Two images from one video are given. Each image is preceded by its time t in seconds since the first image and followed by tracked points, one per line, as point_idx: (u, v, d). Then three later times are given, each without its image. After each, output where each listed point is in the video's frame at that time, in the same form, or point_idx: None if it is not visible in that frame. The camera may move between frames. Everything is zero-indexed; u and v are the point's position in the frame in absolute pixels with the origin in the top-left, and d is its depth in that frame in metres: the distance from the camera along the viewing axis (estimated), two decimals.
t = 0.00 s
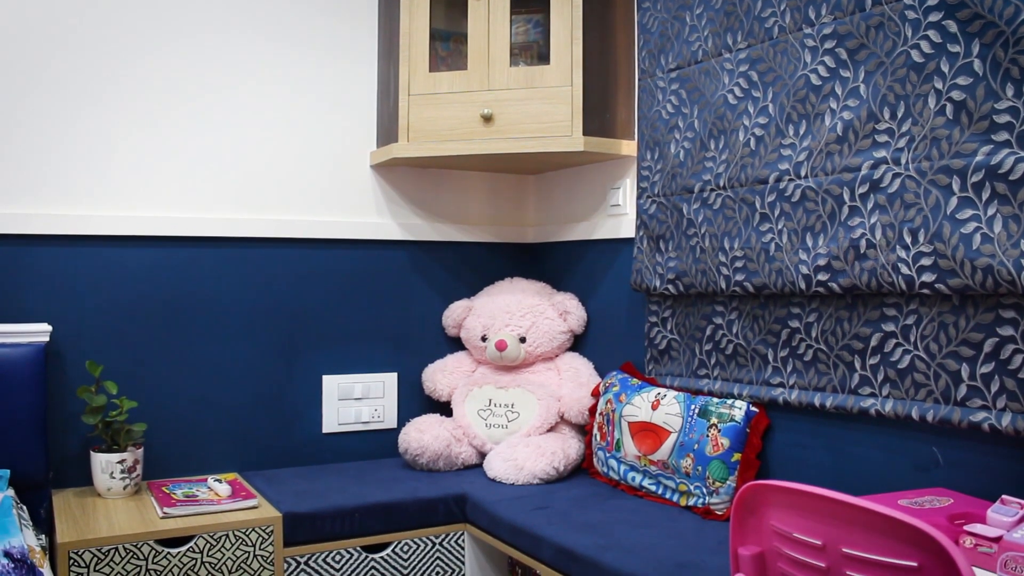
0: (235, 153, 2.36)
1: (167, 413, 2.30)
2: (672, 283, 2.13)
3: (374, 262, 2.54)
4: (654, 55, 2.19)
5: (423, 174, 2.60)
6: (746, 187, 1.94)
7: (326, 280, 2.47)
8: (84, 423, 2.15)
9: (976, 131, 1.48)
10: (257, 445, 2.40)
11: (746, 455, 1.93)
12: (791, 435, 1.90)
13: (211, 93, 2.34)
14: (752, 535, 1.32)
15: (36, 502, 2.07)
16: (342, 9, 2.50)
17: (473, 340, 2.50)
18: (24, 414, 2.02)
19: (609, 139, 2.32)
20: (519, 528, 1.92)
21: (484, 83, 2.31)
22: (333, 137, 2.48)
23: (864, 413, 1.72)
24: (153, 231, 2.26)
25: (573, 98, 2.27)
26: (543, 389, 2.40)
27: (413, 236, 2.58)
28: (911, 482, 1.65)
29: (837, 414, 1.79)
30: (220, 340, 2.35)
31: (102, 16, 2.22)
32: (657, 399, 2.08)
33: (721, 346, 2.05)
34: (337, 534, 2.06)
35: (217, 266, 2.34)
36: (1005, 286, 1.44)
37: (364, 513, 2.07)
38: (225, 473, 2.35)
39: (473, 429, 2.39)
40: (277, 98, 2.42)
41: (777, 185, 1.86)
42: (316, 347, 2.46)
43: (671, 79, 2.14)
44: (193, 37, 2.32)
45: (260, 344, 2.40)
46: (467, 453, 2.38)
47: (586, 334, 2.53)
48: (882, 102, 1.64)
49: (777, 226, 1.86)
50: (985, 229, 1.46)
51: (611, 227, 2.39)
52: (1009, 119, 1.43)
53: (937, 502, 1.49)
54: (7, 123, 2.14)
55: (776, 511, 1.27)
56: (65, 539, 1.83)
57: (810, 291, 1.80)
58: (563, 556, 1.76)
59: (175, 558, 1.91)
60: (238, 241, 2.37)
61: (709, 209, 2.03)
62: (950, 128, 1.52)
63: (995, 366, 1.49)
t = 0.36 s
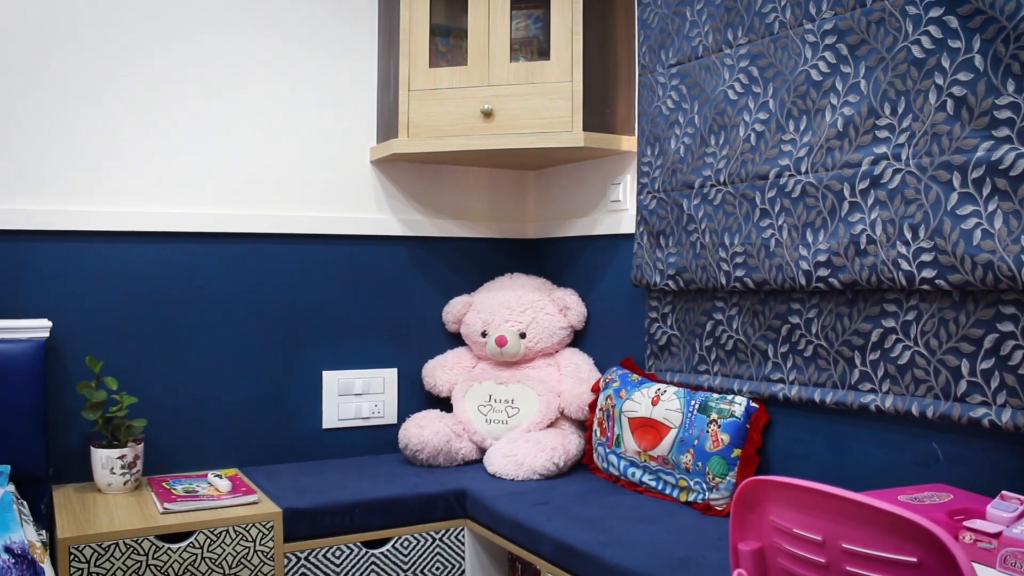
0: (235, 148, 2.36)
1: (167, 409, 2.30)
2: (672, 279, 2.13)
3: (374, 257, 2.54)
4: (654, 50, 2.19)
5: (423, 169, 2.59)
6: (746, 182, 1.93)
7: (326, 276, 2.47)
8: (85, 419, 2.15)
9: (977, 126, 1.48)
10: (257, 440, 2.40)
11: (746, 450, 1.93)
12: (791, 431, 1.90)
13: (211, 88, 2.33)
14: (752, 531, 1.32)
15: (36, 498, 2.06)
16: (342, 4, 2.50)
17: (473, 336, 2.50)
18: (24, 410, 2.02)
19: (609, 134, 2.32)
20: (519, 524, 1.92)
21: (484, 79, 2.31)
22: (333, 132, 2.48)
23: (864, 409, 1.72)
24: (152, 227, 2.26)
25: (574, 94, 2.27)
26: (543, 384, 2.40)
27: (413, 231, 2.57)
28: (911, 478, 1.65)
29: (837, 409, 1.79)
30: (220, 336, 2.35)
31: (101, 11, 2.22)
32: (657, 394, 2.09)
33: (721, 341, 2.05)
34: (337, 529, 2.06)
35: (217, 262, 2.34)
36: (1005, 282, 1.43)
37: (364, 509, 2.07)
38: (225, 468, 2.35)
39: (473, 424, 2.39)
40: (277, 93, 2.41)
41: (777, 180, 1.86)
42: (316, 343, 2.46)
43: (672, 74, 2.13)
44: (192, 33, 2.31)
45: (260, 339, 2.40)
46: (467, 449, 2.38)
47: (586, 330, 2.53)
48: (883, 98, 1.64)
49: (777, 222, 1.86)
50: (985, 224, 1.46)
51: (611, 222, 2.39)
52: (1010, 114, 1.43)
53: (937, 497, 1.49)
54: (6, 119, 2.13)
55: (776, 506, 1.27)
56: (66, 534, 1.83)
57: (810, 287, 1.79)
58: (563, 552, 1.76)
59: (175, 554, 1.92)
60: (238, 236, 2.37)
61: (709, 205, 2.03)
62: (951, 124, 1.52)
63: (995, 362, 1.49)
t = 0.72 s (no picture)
0: (234, 143, 2.36)
1: (167, 404, 2.30)
2: (672, 275, 2.13)
3: (374, 253, 2.53)
4: (655, 46, 2.19)
5: (423, 165, 2.59)
6: (746, 178, 1.93)
7: (326, 271, 2.47)
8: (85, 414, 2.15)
9: (977, 122, 1.48)
10: (257, 436, 2.40)
11: (746, 446, 1.93)
12: (791, 426, 1.90)
13: (210, 83, 2.33)
14: (752, 526, 1.32)
15: (37, 493, 2.08)
16: None
17: (473, 331, 2.50)
18: (24, 405, 2.02)
19: (609, 130, 2.31)
20: (519, 519, 1.92)
21: (484, 74, 2.30)
22: (333, 127, 2.48)
23: (864, 405, 1.72)
24: (152, 222, 2.26)
25: (574, 89, 2.27)
26: (543, 380, 2.40)
27: (413, 227, 2.57)
28: (911, 473, 1.66)
29: (837, 405, 1.79)
30: (220, 331, 2.35)
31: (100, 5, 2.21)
32: (657, 389, 2.09)
33: (721, 337, 2.05)
34: (337, 524, 2.06)
35: (217, 257, 2.34)
36: (1006, 278, 1.43)
37: (364, 504, 2.07)
38: (225, 463, 2.35)
39: (473, 420, 2.39)
40: (277, 88, 2.41)
41: (777, 175, 1.86)
42: (316, 338, 2.46)
43: (672, 69, 2.13)
44: (192, 28, 2.31)
45: (260, 334, 2.40)
46: (467, 444, 2.38)
47: (586, 325, 2.53)
48: (884, 93, 1.64)
49: (777, 217, 1.86)
50: (986, 220, 1.46)
51: (611, 218, 2.39)
52: (1011, 110, 1.42)
53: (937, 493, 1.49)
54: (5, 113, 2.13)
55: (776, 501, 1.27)
56: (66, 529, 1.83)
57: (810, 282, 1.79)
58: (564, 547, 1.76)
59: (175, 549, 1.92)
60: (238, 232, 2.36)
61: (709, 201, 2.03)
62: (952, 119, 1.52)
63: (995, 358, 1.49)
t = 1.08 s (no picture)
0: (234, 138, 2.36)
1: (167, 399, 2.30)
2: (672, 270, 2.13)
3: (374, 248, 2.53)
4: (655, 40, 2.18)
5: (423, 160, 2.59)
6: (747, 173, 1.93)
7: (325, 266, 2.47)
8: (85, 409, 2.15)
9: (978, 117, 1.48)
10: (257, 431, 2.40)
11: (746, 441, 1.93)
12: (791, 421, 1.90)
13: (210, 78, 2.33)
14: (752, 521, 1.32)
15: (37, 489, 2.07)
16: None
17: (473, 326, 2.50)
18: (24, 400, 2.02)
19: (609, 125, 2.31)
20: (519, 514, 1.92)
21: (484, 69, 2.30)
22: (332, 122, 2.47)
23: (864, 400, 1.72)
24: (151, 217, 2.25)
25: (574, 84, 2.26)
26: (543, 375, 2.40)
27: (413, 222, 2.57)
28: (910, 468, 1.66)
29: (837, 400, 1.79)
30: (220, 327, 2.35)
31: None
32: (657, 385, 2.09)
33: (721, 332, 2.05)
34: (338, 519, 2.06)
35: (216, 252, 2.34)
36: (1006, 273, 1.43)
37: (364, 499, 2.08)
38: (225, 458, 2.36)
39: (473, 415, 2.39)
40: (277, 83, 2.40)
41: (778, 171, 1.86)
42: (316, 333, 2.46)
43: (672, 64, 2.13)
44: (191, 22, 2.30)
45: (260, 330, 2.39)
46: (468, 439, 2.38)
47: (586, 320, 2.53)
48: (884, 88, 1.63)
49: (778, 212, 1.86)
50: (987, 215, 1.46)
51: (611, 213, 2.39)
52: (1012, 105, 1.42)
53: (937, 488, 1.50)
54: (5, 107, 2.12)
55: (776, 496, 1.27)
56: (66, 524, 1.83)
57: (811, 278, 1.79)
58: (563, 542, 1.77)
59: (176, 544, 1.92)
60: (238, 227, 2.36)
61: (709, 196, 2.03)
62: (953, 115, 1.52)
63: (995, 353, 1.49)
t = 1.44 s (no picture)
0: (235, 132, 2.35)
1: (167, 394, 2.30)
2: (672, 265, 2.13)
3: (374, 242, 2.53)
4: (655, 35, 2.18)
5: (423, 154, 2.59)
6: (747, 168, 1.93)
7: (325, 261, 2.47)
8: (85, 404, 2.15)
9: (978, 112, 1.47)
10: (257, 425, 2.41)
11: (746, 436, 1.94)
12: (791, 416, 1.90)
13: (209, 72, 2.32)
14: (752, 516, 1.32)
15: (37, 483, 2.07)
16: None
17: (473, 321, 2.50)
18: (24, 395, 2.02)
19: (610, 120, 2.31)
20: (518, 509, 1.93)
21: (484, 63, 2.30)
22: (332, 117, 2.47)
23: (864, 394, 1.72)
24: (151, 211, 2.25)
25: (574, 79, 2.26)
26: (543, 369, 2.40)
27: (414, 217, 2.57)
28: (910, 463, 1.66)
29: (837, 395, 1.79)
30: (220, 321, 2.35)
31: None
32: (657, 379, 2.09)
33: (721, 327, 2.05)
34: (338, 514, 2.06)
35: (217, 247, 2.34)
36: (1006, 268, 1.43)
37: (364, 493, 2.08)
38: (225, 453, 2.36)
39: (473, 409, 2.39)
40: (276, 77, 2.40)
41: (778, 165, 1.86)
42: (316, 327, 2.46)
43: (673, 59, 2.13)
44: (190, 17, 2.30)
45: (260, 324, 2.39)
46: (468, 434, 2.38)
47: (586, 315, 2.53)
48: (885, 83, 1.63)
49: (778, 207, 1.86)
50: (987, 210, 1.46)
51: (611, 207, 2.39)
52: (1013, 100, 1.42)
53: (937, 483, 1.50)
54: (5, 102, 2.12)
55: (776, 491, 1.27)
56: (67, 519, 1.84)
57: (811, 272, 1.79)
58: (564, 536, 1.77)
59: (176, 538, 1.93)
60: (238, 222, 2.36)
61: (710, 190, 2.02)
62: (953, 109, 1.51)
63: (995, 348, 1.49)
